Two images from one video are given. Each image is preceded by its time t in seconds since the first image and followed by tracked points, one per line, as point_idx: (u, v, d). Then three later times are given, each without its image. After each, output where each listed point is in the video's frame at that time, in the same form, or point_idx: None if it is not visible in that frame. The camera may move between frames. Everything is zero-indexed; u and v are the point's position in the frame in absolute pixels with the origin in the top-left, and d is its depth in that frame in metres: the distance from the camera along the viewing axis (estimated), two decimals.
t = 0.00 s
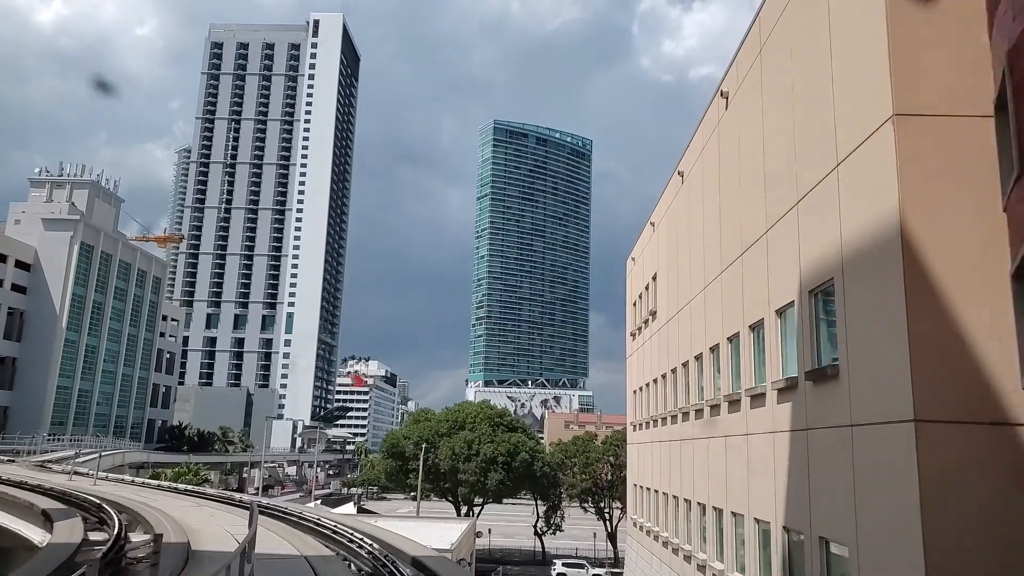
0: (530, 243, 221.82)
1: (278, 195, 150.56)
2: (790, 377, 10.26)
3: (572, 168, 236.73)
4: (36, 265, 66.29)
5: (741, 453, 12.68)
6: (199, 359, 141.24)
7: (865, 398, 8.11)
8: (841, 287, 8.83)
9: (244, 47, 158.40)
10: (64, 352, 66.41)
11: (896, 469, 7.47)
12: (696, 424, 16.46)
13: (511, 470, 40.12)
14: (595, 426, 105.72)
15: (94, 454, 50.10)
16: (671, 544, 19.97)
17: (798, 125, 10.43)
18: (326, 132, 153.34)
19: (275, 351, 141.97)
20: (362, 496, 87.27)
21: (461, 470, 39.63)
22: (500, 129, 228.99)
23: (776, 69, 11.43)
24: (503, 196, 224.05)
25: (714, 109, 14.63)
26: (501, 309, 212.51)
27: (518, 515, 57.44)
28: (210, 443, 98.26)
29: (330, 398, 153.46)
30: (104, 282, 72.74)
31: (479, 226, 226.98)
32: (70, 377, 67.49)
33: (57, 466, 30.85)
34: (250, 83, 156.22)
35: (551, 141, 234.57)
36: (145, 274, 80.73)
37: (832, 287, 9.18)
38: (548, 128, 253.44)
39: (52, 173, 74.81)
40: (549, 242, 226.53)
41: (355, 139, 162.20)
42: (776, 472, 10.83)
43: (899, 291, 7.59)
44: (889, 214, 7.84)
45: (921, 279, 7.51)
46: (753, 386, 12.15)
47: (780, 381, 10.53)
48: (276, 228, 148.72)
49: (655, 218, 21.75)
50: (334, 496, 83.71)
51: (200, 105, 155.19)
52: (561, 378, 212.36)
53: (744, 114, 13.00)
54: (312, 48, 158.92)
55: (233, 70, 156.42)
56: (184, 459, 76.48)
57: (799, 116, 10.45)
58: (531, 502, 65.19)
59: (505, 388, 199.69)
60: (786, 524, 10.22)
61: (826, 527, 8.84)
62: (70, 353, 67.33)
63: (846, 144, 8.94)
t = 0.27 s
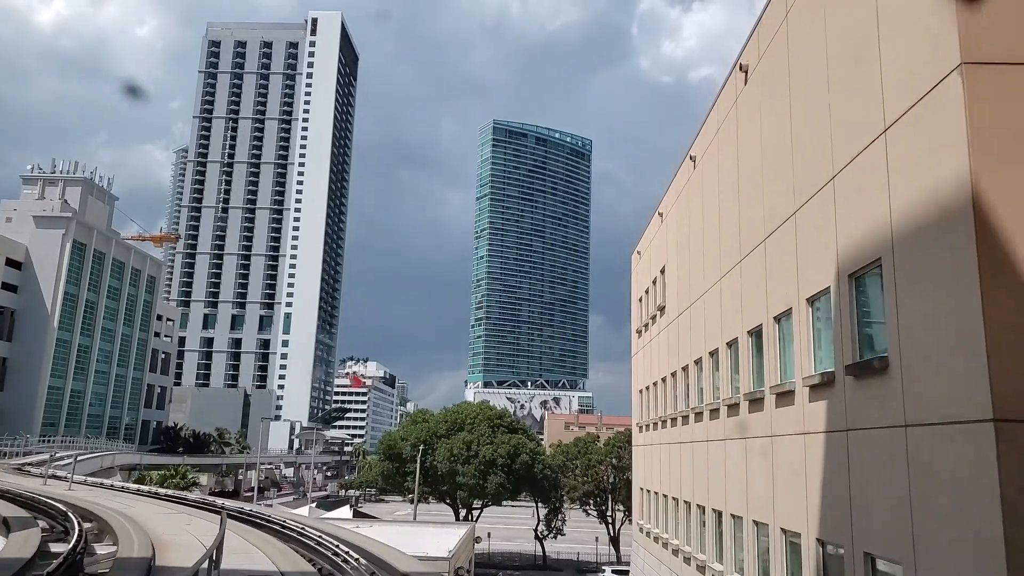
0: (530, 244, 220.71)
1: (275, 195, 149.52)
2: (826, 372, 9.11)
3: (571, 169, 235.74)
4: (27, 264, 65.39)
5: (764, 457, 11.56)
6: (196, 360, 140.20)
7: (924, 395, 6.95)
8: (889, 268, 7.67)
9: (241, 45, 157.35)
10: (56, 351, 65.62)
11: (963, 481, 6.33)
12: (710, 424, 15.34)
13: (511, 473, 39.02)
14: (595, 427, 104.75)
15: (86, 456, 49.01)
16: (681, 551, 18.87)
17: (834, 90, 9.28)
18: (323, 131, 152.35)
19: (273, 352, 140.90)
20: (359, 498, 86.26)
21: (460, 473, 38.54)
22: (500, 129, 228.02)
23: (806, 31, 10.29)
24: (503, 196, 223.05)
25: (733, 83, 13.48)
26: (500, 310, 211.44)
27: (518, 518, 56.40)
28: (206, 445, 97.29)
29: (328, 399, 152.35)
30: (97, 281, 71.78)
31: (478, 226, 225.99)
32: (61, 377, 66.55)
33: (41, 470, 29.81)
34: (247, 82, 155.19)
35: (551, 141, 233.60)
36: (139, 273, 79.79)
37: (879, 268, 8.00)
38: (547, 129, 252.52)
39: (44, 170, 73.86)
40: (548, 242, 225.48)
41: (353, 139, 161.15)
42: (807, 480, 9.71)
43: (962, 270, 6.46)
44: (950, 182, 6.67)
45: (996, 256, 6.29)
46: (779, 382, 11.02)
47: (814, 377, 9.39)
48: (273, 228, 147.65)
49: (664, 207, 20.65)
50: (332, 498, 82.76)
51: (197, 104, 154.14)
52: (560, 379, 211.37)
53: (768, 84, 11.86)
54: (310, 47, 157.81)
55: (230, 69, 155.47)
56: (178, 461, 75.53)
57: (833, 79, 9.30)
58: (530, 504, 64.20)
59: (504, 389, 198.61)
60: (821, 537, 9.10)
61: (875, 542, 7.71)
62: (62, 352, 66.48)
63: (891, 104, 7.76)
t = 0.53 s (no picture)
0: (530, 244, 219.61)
1: (273, 194, 148.54)
2: (868, 367, 8.09)
3: (571, 168, 234.67)
4: (18, 262, 64.63)
5: (791, 462, 10.51)
6: (194, 360, 139.15)
7: (1001, 392, 5.91)
8: (953, 245, 6.64)
9: (239, 43, 156.24)
10: (49, 350, 64.90)
11: None
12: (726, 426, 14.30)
13: (512, 475, 37.93)
14: (596, 428, 103.69)
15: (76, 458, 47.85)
16: (689, 557, 17.87)
17: (878, 50, 8.23)
18: (322, 129, 151.28)
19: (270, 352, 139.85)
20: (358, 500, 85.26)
21: (458, 475, 37.47)
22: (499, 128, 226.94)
23: None
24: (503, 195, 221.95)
25: (755, 55, 12.42)
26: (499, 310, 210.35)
27: (519, 520, 55.39)
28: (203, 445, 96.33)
29: (327, 400, 151.27)
30: (90, 279, 70.98)
31: (478, 226, 224.90)
32: (54, 377, 65.82)
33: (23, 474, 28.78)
34: (245, 80, 154.11)
35: (551, 141, 232.53)
36: (133, 272, 78.92)
37: (943, 244, 6.92)
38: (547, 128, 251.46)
39: (36, 167, 72.93)
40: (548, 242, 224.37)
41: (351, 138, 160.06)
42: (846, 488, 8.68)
43: None
44: None
45: None
46: (809, 379, 9.99)
47: (854, 372, 8.37)
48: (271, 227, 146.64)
49: (674, 196, 19.63)
50: (329, 500, 81.79)
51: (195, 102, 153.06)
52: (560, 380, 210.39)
53: (795, 53, 10.80)
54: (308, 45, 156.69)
55: (228, 67, 154.45)
56: (173, 462, 74.62)
57: (878, 36, 8.23)
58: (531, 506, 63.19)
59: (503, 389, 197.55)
60: (866, 551, 8.07)
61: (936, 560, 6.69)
62: (54, 352, 65.62)
63: (957, 56, 6.70)
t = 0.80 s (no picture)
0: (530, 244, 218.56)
1: (271, 193, 147.47)
2: (930, 357, 7.01)
3: (571, 168, 233.48)
4: (9, 259, 64.00)
5: (827, 465, 9.46)
6: (191, 360, 138.07)
7: None
8: None
9: (237, 41, 155.21)
10: (41, 349, 64.34)
11: None
12: (746, 427, 13.21)
13: (512, 477, 36.79)
14: (597, 429, 102.60)
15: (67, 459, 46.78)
16: (700, 564, 16.78)
17: None
18: (320, 128, 150.12)
19: (269, 352, 138.70)
20: (355, 501, 84.32)
21: (457, 478, 36.36)
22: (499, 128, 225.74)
23: None
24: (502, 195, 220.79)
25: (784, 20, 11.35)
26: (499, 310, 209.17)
27: (519, 523, 54.33)
28: (200, 446, 95.49)
29: (325, 400, 150.09)
30: (83, 278, 70.27)
31: (478, 226, 223.70)
32: (46, 376, 65.27)
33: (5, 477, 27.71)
34: (243, 78, 153.04)
35: (550, 141, 231.32)
36: (129, 269, 78.31)
37: None
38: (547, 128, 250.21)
39: (29, 163, 72.57)
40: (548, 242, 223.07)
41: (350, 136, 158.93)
42: (899, 497, 7.59)
43: None
44: None
45: None
46: (849, 372, 8.91)
47: (909, 365, 7.30)
48: (269, 226, 145.55)
49: (686, 183, 18.58)
50: (327, 502, 80.82)
51: (192, 100, 151.90)
52: (560, 380, 209.25)
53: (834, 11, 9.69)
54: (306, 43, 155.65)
55: (226, 65, 153.44)
56: (168, 463, 73.73)
57: None
58: (532, 508, 62.07)
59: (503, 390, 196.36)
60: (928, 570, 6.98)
61: None
62: (47, 351, 65.26)
63: None
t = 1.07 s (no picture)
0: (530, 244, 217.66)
1: (269, 192, 146.29)
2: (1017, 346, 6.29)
3: (571, 168, 232.42)
4: None
5: (877, 468, 8.72)
6: (188, 360, 136.91)
7: None
8: None
9: (236, 39, 154.24)
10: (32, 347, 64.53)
11: None
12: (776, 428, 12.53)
13: (513, 480, 35.71)
14: (598, 430, 101.38)
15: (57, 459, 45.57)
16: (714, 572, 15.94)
17: None
18: (319, 126, 149.04)
19: (266, 352, 137.57)
20: (352, 503, 83.40)
21: (457, 480, 35.29)
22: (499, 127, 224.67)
23: None
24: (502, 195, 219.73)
25: None
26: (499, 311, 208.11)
27: (519, 525, 53.27)
28: (195, 447, 94.80)
29: (324, 400, 148.97)
30: (76, 276, 70.12)
31: (478, 225, 222.65)
32: (38, 376, 65.56)
33: None
34: (241, 76, 152.08)
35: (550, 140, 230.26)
36: (123, 267, 78.25)
37: None
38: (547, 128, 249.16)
39: (23, 159, 73.14)
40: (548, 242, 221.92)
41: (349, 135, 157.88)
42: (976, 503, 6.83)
43: None
44: None
45: None
46: (905, 367, 8.18)
47: (989, 355, 6.57)
48: (268, 225, 144.58)
49: (700, 171, 17.83)
50: (323, 503, 79.84)
51: (190, 98, 150.99)
52: (560, 381, 208.26)
53: None
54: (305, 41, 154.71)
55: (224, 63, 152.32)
56: (162, 463, 73.06)
57: None
58: (533, 511, 60.98)
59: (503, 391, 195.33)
60: None
61: None
62: (39, 350, 65.39)
63: None
